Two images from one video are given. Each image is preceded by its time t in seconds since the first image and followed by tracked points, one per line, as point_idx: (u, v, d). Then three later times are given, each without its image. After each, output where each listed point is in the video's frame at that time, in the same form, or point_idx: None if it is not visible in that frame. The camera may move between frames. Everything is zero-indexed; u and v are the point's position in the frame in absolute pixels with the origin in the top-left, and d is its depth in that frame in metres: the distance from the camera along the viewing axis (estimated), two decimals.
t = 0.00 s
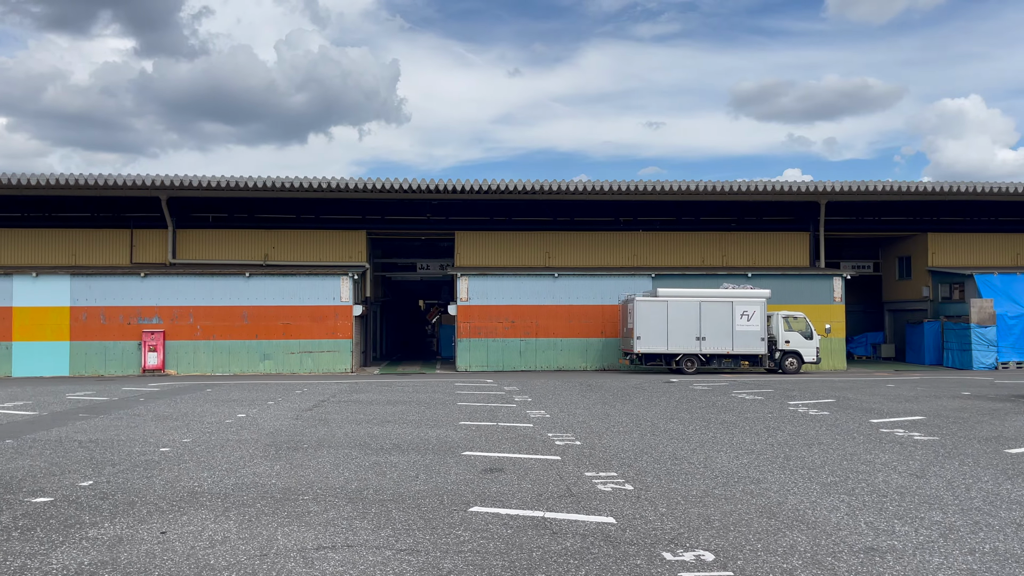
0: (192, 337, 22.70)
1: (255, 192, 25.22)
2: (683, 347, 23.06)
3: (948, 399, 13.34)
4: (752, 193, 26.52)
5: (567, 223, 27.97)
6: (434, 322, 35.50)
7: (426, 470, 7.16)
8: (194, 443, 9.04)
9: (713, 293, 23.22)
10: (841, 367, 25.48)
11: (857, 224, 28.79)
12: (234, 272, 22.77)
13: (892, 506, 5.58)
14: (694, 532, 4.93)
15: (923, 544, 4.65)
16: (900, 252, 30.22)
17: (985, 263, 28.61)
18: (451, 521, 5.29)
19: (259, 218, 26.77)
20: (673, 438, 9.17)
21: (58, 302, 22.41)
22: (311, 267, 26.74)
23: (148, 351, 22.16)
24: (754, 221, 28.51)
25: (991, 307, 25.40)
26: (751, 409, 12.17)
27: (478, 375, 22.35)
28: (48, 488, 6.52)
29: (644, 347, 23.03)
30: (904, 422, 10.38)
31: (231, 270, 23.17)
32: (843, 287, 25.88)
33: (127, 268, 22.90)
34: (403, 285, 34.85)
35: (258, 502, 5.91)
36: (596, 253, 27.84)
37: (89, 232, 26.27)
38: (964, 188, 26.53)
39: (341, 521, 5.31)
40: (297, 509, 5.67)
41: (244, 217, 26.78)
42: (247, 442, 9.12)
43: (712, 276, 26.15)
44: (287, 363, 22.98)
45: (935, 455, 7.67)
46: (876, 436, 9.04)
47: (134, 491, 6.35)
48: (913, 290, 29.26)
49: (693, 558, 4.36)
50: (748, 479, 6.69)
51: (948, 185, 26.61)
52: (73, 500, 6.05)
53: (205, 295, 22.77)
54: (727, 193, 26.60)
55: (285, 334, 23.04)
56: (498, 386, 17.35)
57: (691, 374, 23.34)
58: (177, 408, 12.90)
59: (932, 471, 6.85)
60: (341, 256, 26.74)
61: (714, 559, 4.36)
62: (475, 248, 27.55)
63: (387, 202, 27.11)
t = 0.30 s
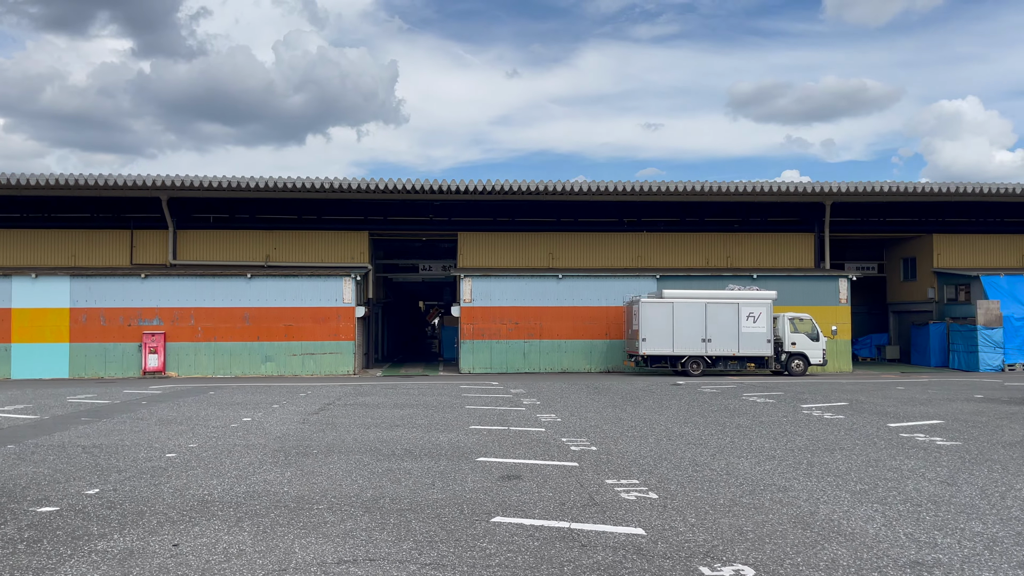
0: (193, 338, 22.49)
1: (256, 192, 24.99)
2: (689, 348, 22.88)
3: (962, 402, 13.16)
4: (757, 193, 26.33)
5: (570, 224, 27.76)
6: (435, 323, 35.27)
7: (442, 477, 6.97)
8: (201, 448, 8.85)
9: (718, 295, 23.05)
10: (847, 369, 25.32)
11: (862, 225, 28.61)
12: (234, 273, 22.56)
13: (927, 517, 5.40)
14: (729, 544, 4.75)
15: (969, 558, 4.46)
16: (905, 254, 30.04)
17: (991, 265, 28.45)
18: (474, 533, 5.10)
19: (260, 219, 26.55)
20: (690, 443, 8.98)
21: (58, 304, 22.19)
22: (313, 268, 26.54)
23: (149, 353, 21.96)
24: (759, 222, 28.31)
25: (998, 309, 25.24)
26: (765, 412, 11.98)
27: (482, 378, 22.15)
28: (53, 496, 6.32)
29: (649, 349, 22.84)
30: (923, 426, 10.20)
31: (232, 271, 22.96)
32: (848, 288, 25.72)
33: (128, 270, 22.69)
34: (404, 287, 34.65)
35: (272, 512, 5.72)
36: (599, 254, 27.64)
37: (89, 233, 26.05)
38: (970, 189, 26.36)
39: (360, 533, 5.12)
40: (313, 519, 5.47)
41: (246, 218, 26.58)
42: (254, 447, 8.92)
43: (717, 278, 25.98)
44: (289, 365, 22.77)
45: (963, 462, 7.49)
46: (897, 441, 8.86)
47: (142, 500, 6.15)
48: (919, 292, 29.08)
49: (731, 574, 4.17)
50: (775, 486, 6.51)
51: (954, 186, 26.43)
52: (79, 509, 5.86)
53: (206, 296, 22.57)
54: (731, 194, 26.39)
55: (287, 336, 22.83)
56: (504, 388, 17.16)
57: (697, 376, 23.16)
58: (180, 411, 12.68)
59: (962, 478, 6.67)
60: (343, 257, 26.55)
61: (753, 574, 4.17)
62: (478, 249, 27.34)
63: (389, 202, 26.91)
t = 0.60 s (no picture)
0: (197, 338, 22.32)
1: (260, 191, 24.82)
2: (695, 349, 22.73)
3: (978, 403, 13.02)
4: (763, 193, 26.18)
5: (575, 224, 27.61)
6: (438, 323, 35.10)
7: (463, 479, 6.81)
8: (212, 448, 8.68)
9: (725, 295, 22.89)
10: (854, 370, 25.18)
11: (867, 226, 28.49)
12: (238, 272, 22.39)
13: (970, 520, 5.24)
14: (769, 548, 4.59)
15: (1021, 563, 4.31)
16: (911, 254, 29.91)
17: (997, 265, 28.33)
18: (504, 536, 4.95)
19: (263, 218, 26.37)
20: (709, 444, 8.81)
21: (60, 304, 22.01)
22: (316, 267, 26.37)
23: (152, 353, 21.77)
24: (765, 222, 28.15)
25: (1006, 309, 25.10)
26: (781, 413, 11.83)
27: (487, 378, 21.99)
28: (66, 498, 6.15)
29: (655, 349, 22.68)
30: (944, 427, 10.03)
31: (235, 271, 22.78)
32: (855, 289, 25.58)
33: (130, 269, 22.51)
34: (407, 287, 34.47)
35: (293, 514, 5.56)
36: (604, 254, 27.49)
37: (91, 232, 25.86)
38: (977, 189, 26.22)
39: (386, 536, 4.95)
40: (336, 521, 5.31)
41: (249, 218, 26.41)
42: (267, 448, 8.76)
43: (723, 278, 25.83)
44: (292, 366, 22.60)
45: (993, 463, 7.32)
46: (921, 442, 8.71)
47: (156, 501, 5.99)
48: (925, 292, 28.95)
49: None
50: (806, 488, 6.35)
51: (961, 186, 26.29)
52: (94, 511, 5.70)
53: (210, 296, 22.40)
54: (737, 193, 26.24)
55: (290, 336, 22.66)
56: (512, 389, 17.00)
57: (703, 377, 23.00)
58: (188, 411, 12.50)
59: (995, 480, 6.53)
60: (347, 257, 26.39)
61: None
62: (482, 249, 27.19)
63: (393, 202, 26.75)
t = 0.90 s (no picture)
0: (200, 338, 22.16)
1: (264, 190, 24.65)
2: (703, 349, 22.57)
3: (994, 406, 12.86)
4: (770, 192, 25.99)
5: (580, 224, 27.44)
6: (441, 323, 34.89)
7: (482, 485, 6.64)
8: (223, 452, 8.52)
9: (733, 295, 22.71)
10: (862, 371, 25.01)
11: (875, 226, 28.34)
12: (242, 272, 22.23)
13: (1012, 530, 5.07)
14: (811, 560, 4.43)
15: None
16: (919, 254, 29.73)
17: (1005, 265, 28.16)
18: (532, 547, 4.77)
19: (267, 217, 26.21)
20: (729, 448, 8.64)
21: (63, 303, 21.84)
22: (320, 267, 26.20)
23: (155, 353, 21.62)
24: (772, 221, 27.96)
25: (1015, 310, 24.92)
26: (797, 415, 11.68)
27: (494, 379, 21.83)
28: (77, 505, 5.99)
29: (663, 349, 22.51)
30: (966, 430, 9.86)
31: (240, 270, 22.62)
32: (863, 289, 25.41)
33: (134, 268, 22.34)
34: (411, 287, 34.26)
35: (312, 522, 5.39)
36: (610, 254, 27.32)
37: (95, 231, 25.70)
38: (986, 188, 26.03)
39: (410, 547, 4.79)
40: (357, 531, 5.15)
41: (253, 217, 26.24)
42: (278, 451, 8.59)
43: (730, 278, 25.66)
44: (296, 366, 22.44)
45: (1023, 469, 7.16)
46: (945, 446, 8.55)
47: (169, 508, 5.82)
48: (932, 292, 28.77)
49: None
50: (837, 495, 6.19)
51: (969, 185, 26.09)
52: (106, 518, 5.53)
53: (214, 295, 22.24)
54: (744, 193, 26.05)
55: (295, 336, 22.49)
56: (520, 390, 16.84)
57: (711, 377, 22.84)
58: (194, 413, 12.33)
59: None
60: (351, 256, 26.22)
61: None
62: (488, 248, 27.02)
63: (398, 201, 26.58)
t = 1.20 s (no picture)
0: (205, 336, 21.99)
1: (268, 188, 24.47)
2: (712, 346, 22.36)
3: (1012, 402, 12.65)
4: (777, 188, 25.75)
5: (586, 220, 27.21)
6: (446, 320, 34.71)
7: (499, 484, 6.45)
8: (231, 451, 8.33)
9: (742, 291, 22.50)
10: (872, 368, 24.79)
11: (883, 222, 28.10)
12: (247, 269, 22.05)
13: None
14: (851, 563, 4.22)
15: None
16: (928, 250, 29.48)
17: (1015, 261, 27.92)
18: (556, 550, 4.56)
19: (272, 215, 26.03)
20: (749, 446, 8.43)
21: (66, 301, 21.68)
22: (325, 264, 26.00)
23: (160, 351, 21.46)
24: (780, 217, 27.72)
25: None
26: (813, 412, 11.47)
27: (501, 376, 21.64)
28: (83, 506, 5.80)
29: (671, 347, 22.30)
30: (988, 427, 9.66)
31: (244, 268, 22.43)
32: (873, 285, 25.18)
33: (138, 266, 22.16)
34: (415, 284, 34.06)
35: (326, 524, 5.21)
36: (616, 251, 27.10)
37: (98, 229, 25.53)
38: (997, 183, 25.77)
39: (429, 549, 4.59)
40: (373, 533, 4.95)
41: (257, 214, 26.06)
42: (288, 450, 8.41)
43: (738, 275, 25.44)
44: (302, 364, 22.27)
45: None
46: (970, 443, 8.34)
47: (179, 509, 5.63)
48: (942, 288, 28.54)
49: None
50: (867, 494, 5.99)
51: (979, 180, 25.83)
52: (113, 520, 5.34)
53: (218, 293, 22.06)
54: (752, 189, 25.81)
55: (300, 334, 22.31)
56: (529, 388, 16.64)
57: (720, 375, 22.62)
58: (200, 412, 12.14)
59: None
60: (356, 253, 26.03)
61: None
62: (493, 246, 26.80)
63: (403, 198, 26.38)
